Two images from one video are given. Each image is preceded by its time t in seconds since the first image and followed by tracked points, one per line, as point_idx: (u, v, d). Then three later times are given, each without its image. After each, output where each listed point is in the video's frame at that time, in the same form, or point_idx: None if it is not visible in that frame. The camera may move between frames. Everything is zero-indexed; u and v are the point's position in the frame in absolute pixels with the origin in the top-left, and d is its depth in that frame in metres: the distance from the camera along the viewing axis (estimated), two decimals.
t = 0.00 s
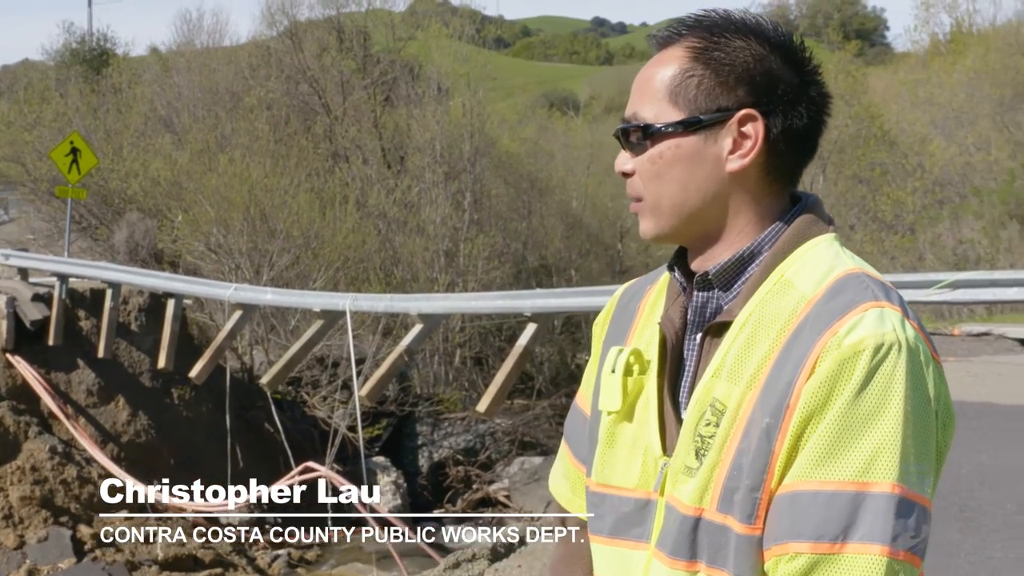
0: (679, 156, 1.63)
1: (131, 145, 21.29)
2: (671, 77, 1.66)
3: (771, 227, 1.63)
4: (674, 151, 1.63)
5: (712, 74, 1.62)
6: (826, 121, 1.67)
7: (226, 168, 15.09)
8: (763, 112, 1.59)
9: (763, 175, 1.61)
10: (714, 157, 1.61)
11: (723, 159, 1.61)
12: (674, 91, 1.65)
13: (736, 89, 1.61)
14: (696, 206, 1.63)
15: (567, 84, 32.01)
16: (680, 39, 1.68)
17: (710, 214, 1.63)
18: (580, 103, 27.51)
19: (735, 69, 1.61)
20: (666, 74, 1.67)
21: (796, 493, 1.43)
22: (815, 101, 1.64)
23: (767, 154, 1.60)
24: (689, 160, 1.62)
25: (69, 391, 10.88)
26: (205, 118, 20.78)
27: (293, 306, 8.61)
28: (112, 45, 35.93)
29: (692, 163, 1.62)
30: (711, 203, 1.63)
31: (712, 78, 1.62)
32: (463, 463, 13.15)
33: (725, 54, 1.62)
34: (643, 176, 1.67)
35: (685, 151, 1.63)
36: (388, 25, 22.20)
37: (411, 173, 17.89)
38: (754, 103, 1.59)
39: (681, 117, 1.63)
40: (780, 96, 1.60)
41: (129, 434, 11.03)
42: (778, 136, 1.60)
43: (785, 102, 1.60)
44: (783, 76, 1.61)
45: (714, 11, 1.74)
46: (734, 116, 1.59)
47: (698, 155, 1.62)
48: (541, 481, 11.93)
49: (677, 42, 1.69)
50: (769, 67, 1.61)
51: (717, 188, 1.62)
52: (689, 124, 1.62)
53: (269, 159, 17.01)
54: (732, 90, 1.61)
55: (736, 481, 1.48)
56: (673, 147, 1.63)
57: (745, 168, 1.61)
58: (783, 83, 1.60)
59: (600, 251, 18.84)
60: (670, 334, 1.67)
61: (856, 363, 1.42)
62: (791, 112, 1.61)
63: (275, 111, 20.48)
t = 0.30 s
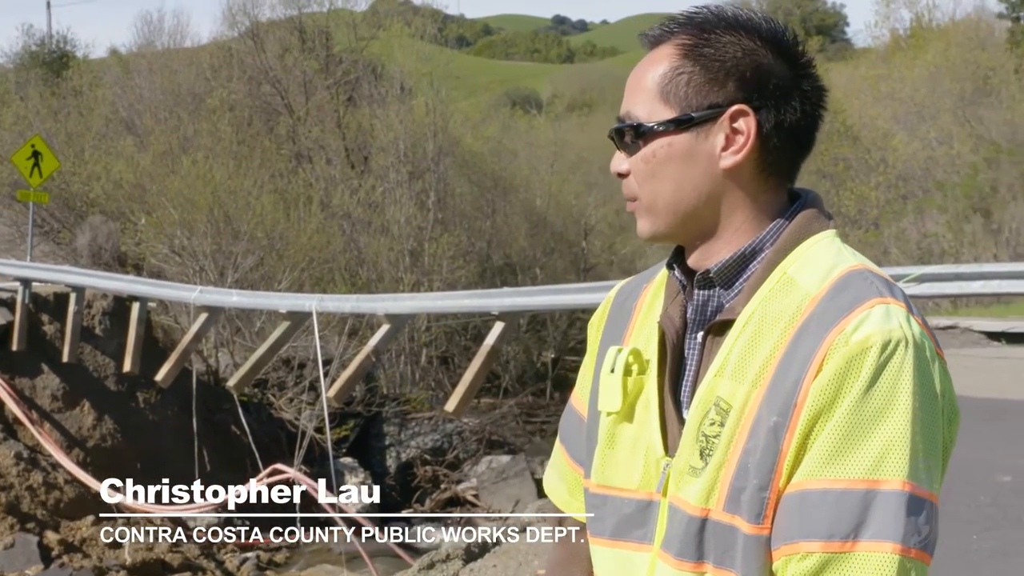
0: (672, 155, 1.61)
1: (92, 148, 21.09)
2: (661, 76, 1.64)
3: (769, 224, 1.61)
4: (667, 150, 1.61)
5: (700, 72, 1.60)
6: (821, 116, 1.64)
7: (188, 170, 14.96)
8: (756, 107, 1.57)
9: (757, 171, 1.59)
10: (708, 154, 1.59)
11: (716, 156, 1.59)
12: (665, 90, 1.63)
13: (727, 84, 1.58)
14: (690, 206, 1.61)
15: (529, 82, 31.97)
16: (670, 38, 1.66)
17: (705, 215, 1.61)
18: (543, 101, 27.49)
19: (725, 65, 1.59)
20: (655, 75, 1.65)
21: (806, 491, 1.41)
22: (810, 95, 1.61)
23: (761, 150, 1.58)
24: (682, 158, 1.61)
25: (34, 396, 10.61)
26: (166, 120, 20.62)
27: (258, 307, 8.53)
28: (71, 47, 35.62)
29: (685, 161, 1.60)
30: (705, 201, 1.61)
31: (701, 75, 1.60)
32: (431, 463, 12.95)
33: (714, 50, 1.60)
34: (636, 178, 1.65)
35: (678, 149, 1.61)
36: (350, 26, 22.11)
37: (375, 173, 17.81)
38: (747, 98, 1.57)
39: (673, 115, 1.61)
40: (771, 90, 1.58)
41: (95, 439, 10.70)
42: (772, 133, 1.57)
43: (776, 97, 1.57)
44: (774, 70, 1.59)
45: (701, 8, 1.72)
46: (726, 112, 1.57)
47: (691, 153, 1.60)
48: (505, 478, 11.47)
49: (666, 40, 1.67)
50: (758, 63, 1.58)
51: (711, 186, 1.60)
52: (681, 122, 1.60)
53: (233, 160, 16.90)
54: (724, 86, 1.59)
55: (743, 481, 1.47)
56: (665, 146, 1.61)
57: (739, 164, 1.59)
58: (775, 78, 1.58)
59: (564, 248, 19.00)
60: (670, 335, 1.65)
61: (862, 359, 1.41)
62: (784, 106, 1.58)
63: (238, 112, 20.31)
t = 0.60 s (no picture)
0: (670, 151, 1.61)
1: (56, 150, 20.86)
2: (656, 72, 1.64)
3: (765, 220, 1.61)
4: (664, 147, 1.61)
5: (697, 67, 1.60)
6: (816, 112, 1.65)
7: (153, 169, 14.57)
8: (754, 102, 1.58)
9: (756, 166, 1.60)
10: (707, 149, 1.59)
11: (714, 152, 1.59)
12: (662, 86, 1.63)
13: (725, 80, 1.59)
14: (690, 201, 1.61)
15: (493, 80, 31.89)
16: (663, 34, 1.66)
17: (703, 211, 1.61)
18: (508, 99, 27.42)
19: (722, 60, 1.59)
20: (650, 72, 1.65)
21: (808, 489, 1.41)
22: (806, 90, 1.62)
23: (759, 146, 1.58)
24: (680, 154, 1.60)
25: None
26: (130, 120, 20.41)
27: (228, 308, 8.44)
28: (34, 49, 35.25)
29: (684, 157, 1.60)
30: (703, 198, 1.61)
31: (699, 70, 1.60)
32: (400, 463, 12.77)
33: (712, 46, 1.60)
34: (634, 175, 1.65)
35: (676, 146, 1.61)
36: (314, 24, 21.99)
37: (340, 172, 17.72)
38: (745, 94, 1.58)
39: (670, 111, 1.60)
40: (768, 85, 1.58)
41: (63, 442, 10.25)
42: (770, 128, 1.58)
43: (774, 91, 1.58)
44: (770, 65, 1.59)
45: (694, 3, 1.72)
46: (723, 109, 1.58)
47: (689, 149, 1.60)
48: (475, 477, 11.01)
49: (664, 34, 1.66)
50: (753, 60, 1.59)
51: (710, 181, 1.60)
52: (680, 118, 1.59)
53: (198, 160, 16.74)
54: (722, 81, 1.59)
55: (744, 477, 1.46)
56: (664, 142, 1.61)
57: (739, 159, 1.59)
58: (771, 73, 1.58)
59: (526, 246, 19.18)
60: (667, 333, 1.65)
61: (863, 354, 1.41)
62: (781, 102, 1.59)
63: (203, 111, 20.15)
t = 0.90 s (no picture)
0: (669, 150, 1.61)
1: (22, 151, 20.67)
2: (656, 71, 1.64)
3: (761, 219, 1.62)
4: (664, 146, 1.61)
5: (697, 66, 1.60)
6: (812, 112, 1.66)
7: (120, 172, 14.36)
8: (753, 102, 1.58)
9: (756, 165, 1.60)
10: (707, 149, 1.59)
11: (715, 151, 1.59)
12: (661, 85, 1.63)
13: (725, 79, 1.59)
14: (689, 200, 1.61)
15: (463, 81, 31.81)
16: (662, 32, 1.66)
17: (701, 210, 1.62)
18: (477, 100, 27.37)
19: (723, 59, 1.59)
20: (646, 72, 1.65)
21: (808, 486, 1.41)
22: (801, 89, 1.63)
23: (759, 145, 1.59)
24: (680, 154, 1.60)
25: None
26: (98, 120, 20.26)
27: (199, 310, 8.37)
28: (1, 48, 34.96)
29: (684, 157, 1.60)
30: (701, 197, 1.61)
31: (700, 70, 1.60)
32: (369, 464, 12.63)
33: (712, 45, 1.60)
34: (631, 173, 1.65)
35: (675, 144, 1.61)
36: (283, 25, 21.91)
37: (308, 173, 17.70)
38: (744, 94, 1.58)
39: (670, 110, 1.60)
40: (765, 86, 1.59)
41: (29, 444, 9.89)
42: (768, 129, 1.59)
43: (773, 91, 1.59)
44: (767, 66, 1.60)
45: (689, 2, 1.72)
46: (723, 108, 1.58)
47: (690, 148, 1.60)
48: (444, 477, 10.81)
49: (661, 34, 1.67)
50: (751, 60, 1.59)
51: (708, 180, 1.61)
52: (679, 118, 1.60)
53: (166, 160, 16.61)
54: (722, 81, 1.59)
55: (741, 476, 1.47)
56: (663, 142, 1.61)
57: (738, 160, 1.59)
58: (770, 72, 1.59)
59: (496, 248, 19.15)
60: (663, 333, 1.65)
61: (860, 353, 1.41)
62: (779, 102, 1.60)
63: (171, 111, 20.04)
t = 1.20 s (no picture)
0: (673, 157, 1.62)
1: None
2: (660, 78, 1.64)
3: (760, 227, 1.64)
4: (668, 153, 1.62)
5: (701, 73, 1.62)
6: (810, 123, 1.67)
7: (97, 174, 14.25)
8: (757, 110, 1.60)
9: (757, 172, 1.62)
10: (710, 156, 1.60)
11: (718, 159, 1.60)
12: (666, 92, 1.63)
13: (728, 89, 1.61)
14: (691, 207, 1.62)
15: (441, 87, 31.79)
16: (665, 41, 1.67)
17: (701, 215, 1.63)
18: (454, 107, 27.35)
19: (727, 69, 1.61)
20: (644, 83, 1.67)
21: (807, 492, 1.42)
22: (804, 97, 1.65)
23: (762, 154, 1.60)
24: (682, 163, 1.62)
25: None
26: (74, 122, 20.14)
27: (175, 314, 8.32)
28: None
29: (687, 164, 1.62)
30: (702, 205, 1.62)
31: (704, 78, 1.61)
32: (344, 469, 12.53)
33: (718, 53, 1.61)
34: (632, 178, 1.66)
35: (680, 151, 1.61)
36: (261, 29, 21.85)
37: (287, 178, 17.72)
38: (747, 102, 1.60)
39: (673, 118, 1.61)
40: (770, 95, 1.61)
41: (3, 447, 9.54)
42: (771, 137, 1.60)
43: (776, 101, 1.61)
44: (772, 74, 1.61)
45: (690, 12, 1.74)
46: (728, 116, 1.59)
47: (693, 156, 1.61)
48: (421, 483, 10.27)
49: (664, 42, 1.68)
50: (757, 67, 1.61)
51: (711, 189, 1.62)
52: (682, 125, 1.61)
53: (143, 164, 16.50)
54: (726, 90, 1.60)
55: (742, 482, 1.47)
56: (667, 149, 1.62)
57: (740, 168, 1.61)
58: (774, 81, 1.61)
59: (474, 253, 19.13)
60: (663, 340, 1.66)
61: (861, 361, 1.42)
62: (783, 111, 1.61)
63: (148, 114, 19.93)
